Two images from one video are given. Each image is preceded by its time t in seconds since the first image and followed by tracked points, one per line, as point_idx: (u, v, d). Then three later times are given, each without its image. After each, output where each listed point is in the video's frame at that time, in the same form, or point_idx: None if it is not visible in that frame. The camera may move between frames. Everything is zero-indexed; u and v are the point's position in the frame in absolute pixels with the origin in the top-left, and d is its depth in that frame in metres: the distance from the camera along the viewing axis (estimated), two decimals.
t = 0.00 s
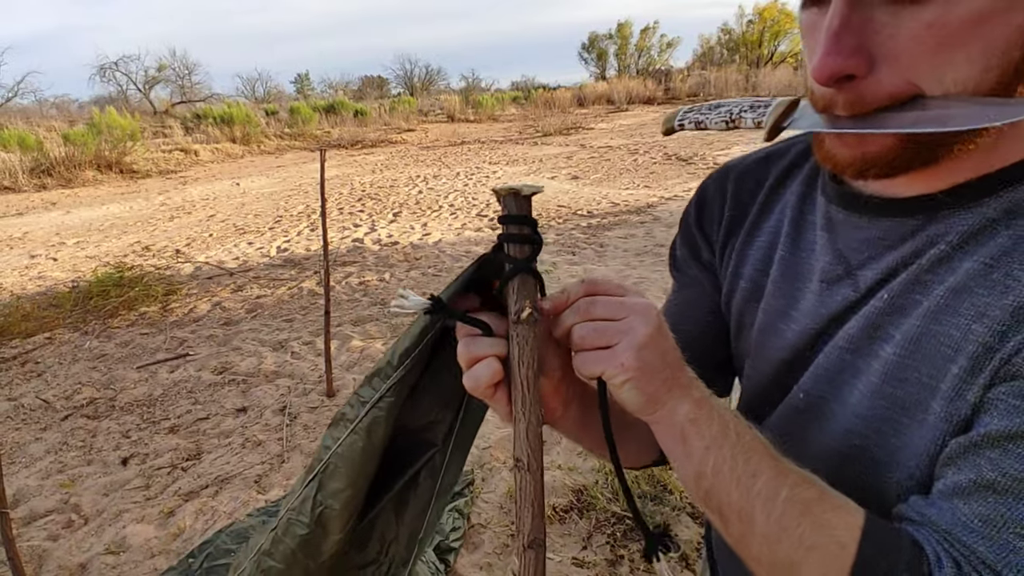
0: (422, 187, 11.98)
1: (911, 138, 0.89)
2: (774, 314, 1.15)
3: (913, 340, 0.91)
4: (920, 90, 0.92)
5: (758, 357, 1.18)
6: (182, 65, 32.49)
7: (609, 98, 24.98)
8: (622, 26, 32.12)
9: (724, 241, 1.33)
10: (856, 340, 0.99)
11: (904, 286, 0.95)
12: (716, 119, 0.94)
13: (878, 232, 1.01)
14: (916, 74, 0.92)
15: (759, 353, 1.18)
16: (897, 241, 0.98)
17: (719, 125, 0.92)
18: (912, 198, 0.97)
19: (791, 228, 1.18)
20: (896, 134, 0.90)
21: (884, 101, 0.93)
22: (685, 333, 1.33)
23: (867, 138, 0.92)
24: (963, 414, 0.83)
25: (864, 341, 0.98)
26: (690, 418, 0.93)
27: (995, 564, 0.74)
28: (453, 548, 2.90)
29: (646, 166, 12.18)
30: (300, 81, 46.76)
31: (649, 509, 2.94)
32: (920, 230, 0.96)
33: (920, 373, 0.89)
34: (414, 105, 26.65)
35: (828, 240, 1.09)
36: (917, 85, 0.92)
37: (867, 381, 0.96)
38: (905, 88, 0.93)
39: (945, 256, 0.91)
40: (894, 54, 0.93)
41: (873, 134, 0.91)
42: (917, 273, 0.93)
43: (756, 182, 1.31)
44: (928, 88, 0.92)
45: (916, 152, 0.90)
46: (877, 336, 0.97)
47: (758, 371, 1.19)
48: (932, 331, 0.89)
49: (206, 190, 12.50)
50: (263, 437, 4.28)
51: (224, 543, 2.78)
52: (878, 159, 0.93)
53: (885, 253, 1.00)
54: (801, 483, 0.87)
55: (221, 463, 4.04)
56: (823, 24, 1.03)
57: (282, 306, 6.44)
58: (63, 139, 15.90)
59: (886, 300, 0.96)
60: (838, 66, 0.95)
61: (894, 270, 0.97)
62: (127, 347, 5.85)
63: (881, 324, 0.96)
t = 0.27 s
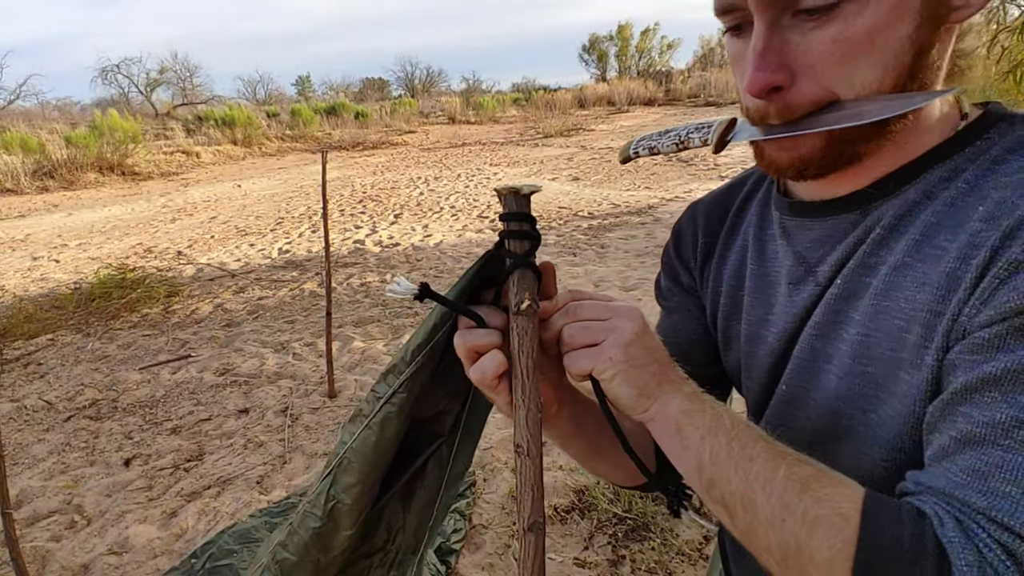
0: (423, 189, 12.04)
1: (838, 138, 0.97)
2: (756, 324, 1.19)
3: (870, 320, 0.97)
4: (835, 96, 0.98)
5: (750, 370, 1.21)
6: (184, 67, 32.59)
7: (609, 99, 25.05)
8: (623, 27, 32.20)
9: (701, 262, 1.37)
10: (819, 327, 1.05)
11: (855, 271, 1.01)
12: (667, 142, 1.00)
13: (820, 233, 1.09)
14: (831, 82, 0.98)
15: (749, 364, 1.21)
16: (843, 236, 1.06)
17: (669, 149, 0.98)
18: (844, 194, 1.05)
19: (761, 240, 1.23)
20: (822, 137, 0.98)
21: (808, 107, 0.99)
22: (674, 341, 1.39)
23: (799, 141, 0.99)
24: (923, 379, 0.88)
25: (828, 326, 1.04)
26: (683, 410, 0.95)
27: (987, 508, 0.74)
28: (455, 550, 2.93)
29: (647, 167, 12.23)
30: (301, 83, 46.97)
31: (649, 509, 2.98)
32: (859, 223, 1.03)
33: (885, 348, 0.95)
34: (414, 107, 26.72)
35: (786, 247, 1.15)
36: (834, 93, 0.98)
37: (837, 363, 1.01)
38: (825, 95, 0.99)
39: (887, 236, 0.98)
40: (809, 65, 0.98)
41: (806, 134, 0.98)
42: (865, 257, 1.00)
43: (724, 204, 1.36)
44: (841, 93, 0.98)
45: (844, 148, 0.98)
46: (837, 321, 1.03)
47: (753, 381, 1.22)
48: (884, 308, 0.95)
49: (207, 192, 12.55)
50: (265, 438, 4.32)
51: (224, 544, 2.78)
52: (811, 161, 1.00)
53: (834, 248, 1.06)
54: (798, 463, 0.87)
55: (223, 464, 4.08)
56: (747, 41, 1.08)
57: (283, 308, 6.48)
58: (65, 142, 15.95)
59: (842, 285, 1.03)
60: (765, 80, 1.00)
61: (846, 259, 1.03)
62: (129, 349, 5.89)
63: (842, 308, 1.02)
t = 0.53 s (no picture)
0: (423, 189, 12.06)
1: (822, 131, 1.00)
2: (751, 313, 1.20)
3: (858, 304, 0.98)
4: (816, 92, 1.01)
5: (747, 360, 1.22)
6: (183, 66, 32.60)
7: (609, 100, 25.08)
8: (623, 27, 32.23)
9: (703, 257, 1.39)
10: (808, 313, 1.06)
11: (843, 257, 1.03)
12: (664, 139, 1.02)
13: (809, 223, 1.11)
14: (811, 78, 1.00)
15: (747, 354, 1.22)
16: (831, 224, 1.07)
17: (667, 146, 0.99)
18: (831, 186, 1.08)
19: (759, 234, 1.25)
20: (805, 130, 1.01)
21: (791, 103, 1.02)
22: (672, 335, 1.40)
23: (783, 135, 1.02)
24: (911, 359, 0.89)
25: (816, 312, 1.05)
26: (683, 396, 0.94)
27: (996, 483, 0.73)
28: (455, 549, 2.94)
29: (647, 168, 12.25)
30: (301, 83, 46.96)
31: (648, 508, 2.99)
32: (847, 211, 1.05)
33: (872, 330, 0.96)
34: (415, 107, 26.73)
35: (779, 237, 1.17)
36: (814, 89, 1.01)
37: (825, 347, 1.02)
38: (806, 91, 1.01)
39: (872, 222, 1.00)
40: (788, 64, 1.01)
41: (789, 128, 1.01)
42: (850, 243, 1.02)
43: (725, 203, 1.38)
44: (822, 89, 1.01)
45: (827, 139, 1.01)
46: (825, 306, 1.04)
47: (751, 370, 1.23)
48: (871, 292, 0.97)
49: (207, 192, 12.56)
50: (266, 437, 4.34)
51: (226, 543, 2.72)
52: (797, 153, 1.03)
53: (823, 237, 1.08)
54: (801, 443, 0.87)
55: (224, 463, 4.09)
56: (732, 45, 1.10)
57: (284, 308, 6.50)
58: (65, 141, 15.95)
59: (830, 271, 1.04)
60: (749, 79, 1.03)
61: (834, 246, 1.05)
62: (129, 348, 5.91)
63: (830, 292, 1.04)
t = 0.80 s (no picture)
0: (424, 189, 12.07)
1: (829, 132, 1.02)
2: (761, 316, 1.22)
3: (873, 305, 1.00)
4: (822, 94, 1.02)
5: (757, 362, 1.24)
6: (184, 66, 32.61)
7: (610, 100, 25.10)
8: (624, 28, 32.24)
9: (709, 260, 1.41)
10: (822, 314, 1.07)
11: (856, 259, 1.04)
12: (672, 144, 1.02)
13: (819, 226, 1.14)
14: (816, 80, 1.02)
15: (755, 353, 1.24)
16: (842, 227, 1.09)
17: (678, 152, 0.98)
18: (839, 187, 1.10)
19: (767, 238, 1.26)
20: (813, 132, 1.02)
21: (796, 106, 1.04)
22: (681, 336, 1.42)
23: (789, 138, 1.04)
24: (929, 360, 0.91)
25: (830, 313, 1.07)
26: (703, 396, 0.94)
27: None
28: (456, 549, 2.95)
29: (648, 168, 12.25)
30: (301, 83, 46.99)
31: (650, 508, 3.01)
32: (857, 213, 1.08)
33: (886, 330, 0.98)
34: (415, 107, 26.72)
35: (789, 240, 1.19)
36: (820, 91, 1.02)
37: (839, 347, 1.04)
38: (812, 94, 1.03)
39: (885, 224, 1.02)
40: (793, 67, 1.02)
41: (795, 127, 1.02)
42: (864, 245, 1.04)
43: (731, 207, 1.39)
44: (828, 91, 1.02)
45: (834, 139, 1.02)
46: (839, 307, 1.05)
47: (762, 372, 1.24)
48: (886, 292, 0.98)
49: (208, 193, 12.58)
50: (267, 437, 4.36)
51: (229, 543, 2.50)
52: (804, 156, 1.05)
53: (835, 239, 1.10)
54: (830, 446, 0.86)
55: (226, 463, 4.11)
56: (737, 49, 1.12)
57: (285, 308, 6.51)
58: (65, 141, 15.95)
59: (844, 273, 1.06)
60: (754, 82, 1.04)
61: (845, 249, 1.07)
62: (130, 348, 5.92)
63: (844, 293, 1.05)
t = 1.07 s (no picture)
0: (424, 191, 12.10)
1: (839, 133, 1.01)
2: (760, 315, 1.21)
3: (872, 317, 0.97)
4: (831, 93, 1.02)
5: (753, 363, 1.23)
6: (185, 68, 32.71)
7: (610, 102, 25.16)
8: (624, 31, 32.35)
9: (714, 258, 1.40)
10: (821, 322, 1.05)
11: (856, 268, 1.03)
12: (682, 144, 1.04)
13: (822, 231, 1.13)
14: (825, 79, 1.01)
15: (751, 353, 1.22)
16: (846, 231, 1.08)
17: (687, 150, 1.01)
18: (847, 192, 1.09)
19: (772, 238, 1.25)
20: (822, 132, 1.02)
21: (805, 105, 1.04)
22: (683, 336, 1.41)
23: (798, 137, 1.03)
24: (922, 377, 0.88)
25: (829, 321, 1.04)
26: (693, 445, 0.81)
27: None
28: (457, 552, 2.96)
29: (648, 170, 12.28)
30: (302, 86, 47.12)
31: (651, 511, 3.02)
32: (862, 219, 1.06)
33: (882, 344, 0.95)
34: (416, 109, 26.80)
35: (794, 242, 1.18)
36: (829, 90, 1.02)
37: (835, 357, 1.02)
38: (821, 93, 1.03)
39: (889, 233, 1.00)
40: (803, 65, 1.03)
41: (804, 129, 1.02)
42: (866, 254, 1.02)
43: (739, 205, 1.38)
44: (837, 90, 1.02)
45: (845, 144, 1.02)
46: (839, 316, 1.03)
47: (756, 371, 1.23)
48: (887, 305, 0.96)
49: (209, 195, 12.62)
50: (268, 439, 4.37)
51: (230, 545, 2.41)
52: (813, 156, 1.04)
53: (837, 243, 1.09)
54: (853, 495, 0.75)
55: (227, 466, 4.13)
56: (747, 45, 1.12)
57: (286, 310, 6.53)
58: (67, 144, 16.01)
59: (843, 281, 1.04)
60: (762, 81, 1.05)
61: (847, 256, 1.06)
62: (132, 350, 5.94)
63: (844, 302, 1.03)
